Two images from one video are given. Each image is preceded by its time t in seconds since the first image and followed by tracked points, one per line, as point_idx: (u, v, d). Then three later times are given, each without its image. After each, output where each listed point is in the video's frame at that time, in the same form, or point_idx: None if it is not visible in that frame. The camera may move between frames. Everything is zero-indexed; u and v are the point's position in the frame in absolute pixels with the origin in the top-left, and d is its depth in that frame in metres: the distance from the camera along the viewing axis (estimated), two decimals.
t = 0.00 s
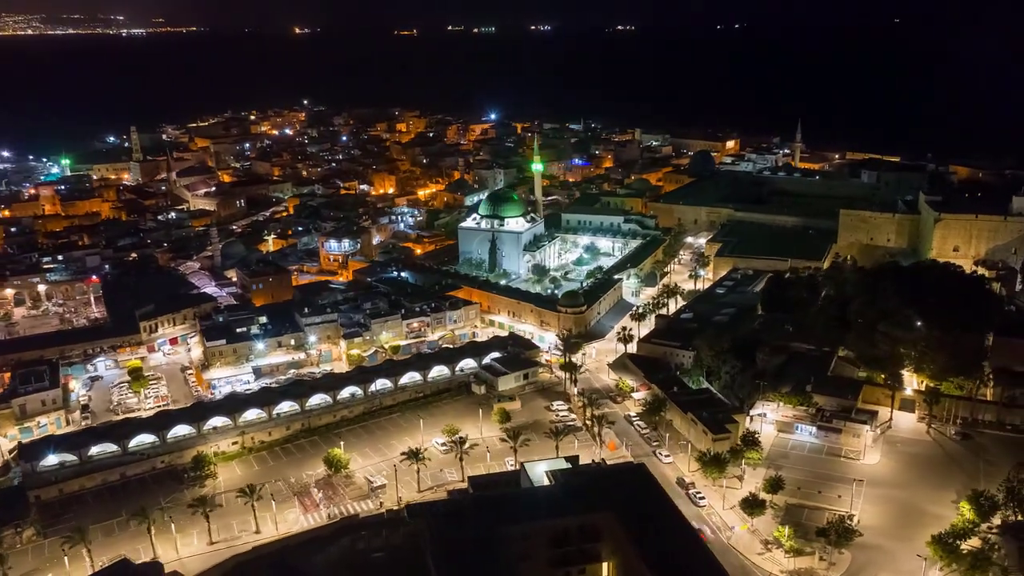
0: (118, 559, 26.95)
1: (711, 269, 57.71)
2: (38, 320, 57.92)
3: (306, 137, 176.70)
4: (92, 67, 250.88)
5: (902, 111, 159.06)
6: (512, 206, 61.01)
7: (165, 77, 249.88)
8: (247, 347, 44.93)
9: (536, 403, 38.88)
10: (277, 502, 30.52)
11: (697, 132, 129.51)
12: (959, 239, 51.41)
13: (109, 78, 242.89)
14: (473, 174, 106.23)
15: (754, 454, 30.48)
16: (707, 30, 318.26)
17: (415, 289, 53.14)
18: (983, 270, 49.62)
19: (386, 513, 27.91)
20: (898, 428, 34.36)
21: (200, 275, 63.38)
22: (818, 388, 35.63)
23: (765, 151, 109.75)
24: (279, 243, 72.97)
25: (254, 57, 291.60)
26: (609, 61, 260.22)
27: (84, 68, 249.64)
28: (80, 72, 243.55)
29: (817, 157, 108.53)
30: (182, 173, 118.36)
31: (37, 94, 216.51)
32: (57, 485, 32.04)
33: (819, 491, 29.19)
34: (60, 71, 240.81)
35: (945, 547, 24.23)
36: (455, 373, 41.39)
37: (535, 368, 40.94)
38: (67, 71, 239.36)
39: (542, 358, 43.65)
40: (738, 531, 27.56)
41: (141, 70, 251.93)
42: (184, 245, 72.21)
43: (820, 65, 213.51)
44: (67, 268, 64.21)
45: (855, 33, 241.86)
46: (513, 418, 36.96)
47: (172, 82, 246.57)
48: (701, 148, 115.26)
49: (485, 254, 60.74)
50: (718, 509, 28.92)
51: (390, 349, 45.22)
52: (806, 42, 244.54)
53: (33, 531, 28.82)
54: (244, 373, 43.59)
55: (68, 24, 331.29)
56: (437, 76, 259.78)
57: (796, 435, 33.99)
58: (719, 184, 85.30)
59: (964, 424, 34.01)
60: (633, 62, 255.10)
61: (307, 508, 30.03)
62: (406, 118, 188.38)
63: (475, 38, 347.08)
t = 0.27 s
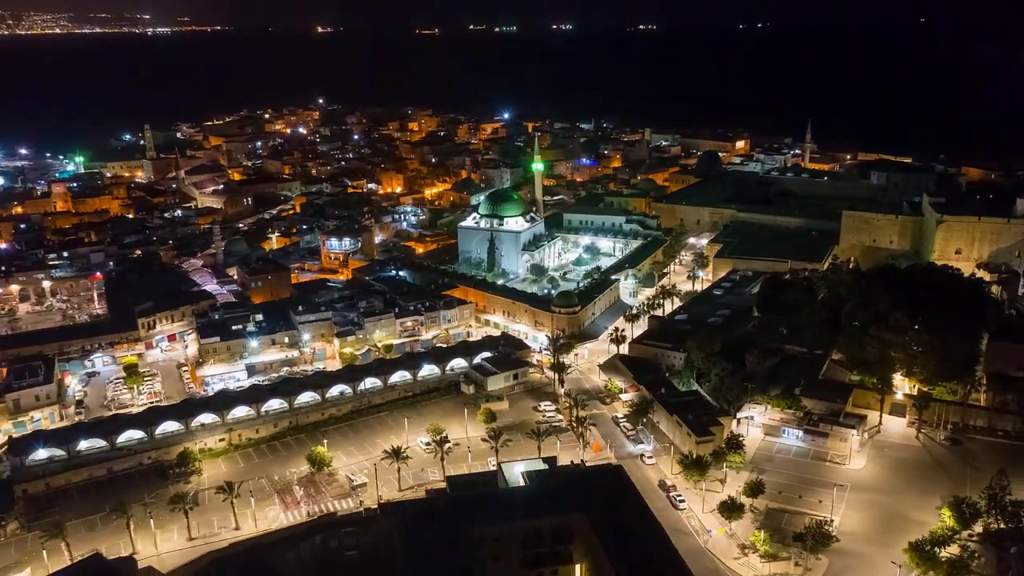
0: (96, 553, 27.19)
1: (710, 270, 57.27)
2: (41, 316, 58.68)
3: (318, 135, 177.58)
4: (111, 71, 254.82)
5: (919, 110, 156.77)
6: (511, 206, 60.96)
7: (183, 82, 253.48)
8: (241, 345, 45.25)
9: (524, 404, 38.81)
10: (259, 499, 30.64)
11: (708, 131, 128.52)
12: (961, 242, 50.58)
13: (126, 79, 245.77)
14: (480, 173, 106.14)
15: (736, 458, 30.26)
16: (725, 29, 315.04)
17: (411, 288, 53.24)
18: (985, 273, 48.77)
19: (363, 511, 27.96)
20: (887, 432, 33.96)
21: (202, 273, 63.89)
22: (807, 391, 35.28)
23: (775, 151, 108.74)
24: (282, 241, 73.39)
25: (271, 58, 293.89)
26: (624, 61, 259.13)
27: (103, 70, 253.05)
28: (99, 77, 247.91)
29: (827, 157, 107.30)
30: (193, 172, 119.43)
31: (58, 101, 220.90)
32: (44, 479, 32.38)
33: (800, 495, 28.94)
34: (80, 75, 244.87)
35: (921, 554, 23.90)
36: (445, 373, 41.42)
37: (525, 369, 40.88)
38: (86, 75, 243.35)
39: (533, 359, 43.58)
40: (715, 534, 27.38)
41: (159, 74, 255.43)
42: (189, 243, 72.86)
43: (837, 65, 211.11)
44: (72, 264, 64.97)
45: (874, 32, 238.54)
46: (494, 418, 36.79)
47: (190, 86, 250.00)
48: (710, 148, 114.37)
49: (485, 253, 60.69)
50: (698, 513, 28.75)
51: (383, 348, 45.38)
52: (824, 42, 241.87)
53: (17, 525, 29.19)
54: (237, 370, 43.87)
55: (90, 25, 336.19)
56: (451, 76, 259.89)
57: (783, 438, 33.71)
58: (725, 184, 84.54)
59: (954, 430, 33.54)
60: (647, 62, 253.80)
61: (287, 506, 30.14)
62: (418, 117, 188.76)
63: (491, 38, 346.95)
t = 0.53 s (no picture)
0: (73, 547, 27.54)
1: (709, 270, 56.78)
2: (45, 311, 59.53)
3: (332, 133, 178.35)
4: (133, 78, 260.39)
5: (938, 109, 154.27)
6: (510, 205, 60.86)
7: (202, 84, 257.17)
8: (234, 341, 45.53)
9: (510, 403, 38.77)
10: (238, 495, 30.85)
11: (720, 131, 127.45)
12: (963, 244, 49.74)
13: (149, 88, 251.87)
14: (488, 172, 106.03)
15: (715, 460, 30.01)
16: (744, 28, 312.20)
17: (407, 287, 53.33)
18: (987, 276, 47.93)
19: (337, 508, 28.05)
20: (874, 437, 33.52)
21: (205, 269, 64.43)
22: (794, 393, 34.89)
23: (786, 151, 107.61)
24: (286, 239, 73.89)
25: (289, 58, 296.52)
26: (640, 61, 257.93)
27: (125, 79, 259.12)
28: (121, 83, 253.05)
29: (839, 157, 106.01)
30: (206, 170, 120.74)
31: (80, 104, 225.20)
32: (29, 472, 32.83)
33: (778, 500, 28.64)
34: (105, 83, 251.19)
35: (893, 561, 23.55)
36: (434, 371, 41.46)
37: (513, 368, 40.81)
38: (112, 85, 249.76)
39: (523, 358, 43.50)
40: (688, 538, 27.18)
41: (180, 82, 260.96)
42: (193, 239, 73.51)
43: (856, 63, 208.31)
44: (77, 260, 65.80)
45: (896, 31, 235.15)
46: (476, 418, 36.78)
47: (208, 88, 253.22)
48: (721, 148, 113.44)
49: (483, 252, 60.64)
50: (673, 516, 28.54)
51: (375, 346, 45.51)
52: (843, 41, 238.83)
53: None
54: (230, 366, 44.19)
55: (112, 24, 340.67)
56: (466, 74, 260.09)
57: (766, 441, 33.39)
58: (731, 184, 83.82)
59: (942, 434, 33.02)
60: (664, 61, 252.30)
61: (265, 503, 30.31)
62: (432, 115, 189.11)
63: (508, 37, 346.63)
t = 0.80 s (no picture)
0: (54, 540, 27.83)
1: (708, 270, 56.36)
2: (49, 306, 60.27)
3: (343, 131, 179.07)
4: (151, 75, 262.90)
5: (954, 108, 152.02)
6: (509, 204, 60.76)
7: (218, 82, 259.19)
8: (228, 338, 45.80)
9: (499, 402, 38.69)
10: (220, 491, 30.99)
11: (730, 130, 126.49)
12: (964, 245, 49.00)
13: (165, 85, 254.14)
14: (495, 170, 105.90)
15: (697, 462, 29.79)
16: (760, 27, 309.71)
17: (404, 284, 53.39)
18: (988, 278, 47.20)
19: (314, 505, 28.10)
20: (862, 440, 33.13)
21: (207, 265, 64.91)
22: (783, 395, 34.56)
23: (796, 150, 106.62)
24: (289, 236, 74.21)
25: (304, 56, 298.20)
26: (654, 59, 256.64)
27: (143, 76, 261.64)
28: (139, 80, 255.74)
29: (849, 157, 104.82)
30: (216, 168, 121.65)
31: (98, 103, 228.03)
32: (18, 465, 33.25)
33: (758, 502, 28.41)
34: (123, 81, 253.97)
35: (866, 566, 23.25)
36: (424, 369, 41.46)
37: (504, 366, 40.73)
38: (129, 83, 252.27)
39: (514, 357, 43.43)
40: (665, 538, 27.02)
41: (196, 79, 263.12)
42: (197, 236, 74.10)
43: (872, 62, 205.94)
44: (82, 256, 66.55)
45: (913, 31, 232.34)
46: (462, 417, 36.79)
47: (223, 85, 255.17)
48: (730, 147, 112.64)
49: (482, 251, 60.58)
50: (652, 517, 28.34)
51: (368, 343, 45.60)
52: (860, 41, 236.31)
53: None
54: (224, 362, 44.46)
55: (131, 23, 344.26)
56: (480, 73, 260.12)
57: (752, 443, 33.07)
58: (736, 183, 83.16)
59: (931, 438, 32.61)
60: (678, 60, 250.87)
61: (247, 498, 30.42)
62: (443, 113, 189.31)
63: (523, 35, 346.37)
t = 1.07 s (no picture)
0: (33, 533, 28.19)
1: (707, 270, 55.88)
2: (52, 301, 61.00)
3: (356, 129, 179.72)
4: (170, 74, 265.65)
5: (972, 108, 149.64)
6: (508, 203, 60.63)
7: (235, 81, 261.38)
8: (222, 334, 46.09)
9: (485, 401, 38.64)
10: (201, 486, 31.23)
11: (741, 129, 125.39)
12: (965, 247, 48.24)
13: (184, 83, 256.64)
14: (502, 169, 105.71)
15: (675, 463, 29.58)
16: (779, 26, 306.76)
17: (400, 282, 53.46)
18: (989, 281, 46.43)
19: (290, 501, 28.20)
20: (847, 443, 32.73)
21: (209, 262, 65.38)
22: (768, 397, 34.23)
23: (807, 150, 105.46)
24: (293, 233, 74.63)
25: (321, 56, 299.83)
26: (670, 59, 255.13)
27: (162, 74, 264.45)
28: (158, 79, 258.52)
29: (861, 157, 103.50)
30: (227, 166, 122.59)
31: (117, 101, 230.77)
32: (6, 458, 33.76)
33: (735, 505, 28.18)
34: (142, 79, 256.76)
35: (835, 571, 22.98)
36: (413, 367, 41.51)
37: (492, 365, 40.68)
38: (148, 82, 255.16)
39: (504, 355, 43.35)
40: (637, 540, 26.87)
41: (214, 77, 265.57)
42: (202, 233, 74.69)
43: (891, 61, 203.28)
44: (87, 252, 67.30)
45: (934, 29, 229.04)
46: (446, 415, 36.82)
47: (240, 84, 257.20)
48: (740, 147, 111.60)
49: (481, 249, 60.47)
50: (627, 518, 28.19)
51: (361, 341, 45.72)
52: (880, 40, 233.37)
53: None
54: (217, 358, 44.73)
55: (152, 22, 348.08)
56: (495, 72, 260.06)
57: (735, 445, 32.78)
58: (742, 183, 82.41)
59: (918, 442, 32.14)
60: (694, 59, 249.19)
61: (226, 494, 30.62)
62: (456, 112, 189.47)
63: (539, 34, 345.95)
